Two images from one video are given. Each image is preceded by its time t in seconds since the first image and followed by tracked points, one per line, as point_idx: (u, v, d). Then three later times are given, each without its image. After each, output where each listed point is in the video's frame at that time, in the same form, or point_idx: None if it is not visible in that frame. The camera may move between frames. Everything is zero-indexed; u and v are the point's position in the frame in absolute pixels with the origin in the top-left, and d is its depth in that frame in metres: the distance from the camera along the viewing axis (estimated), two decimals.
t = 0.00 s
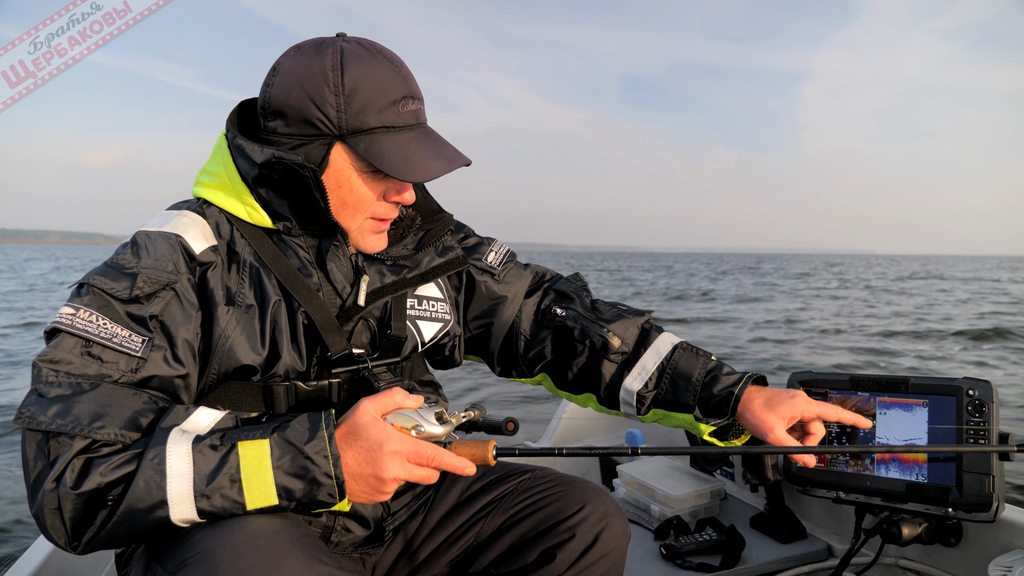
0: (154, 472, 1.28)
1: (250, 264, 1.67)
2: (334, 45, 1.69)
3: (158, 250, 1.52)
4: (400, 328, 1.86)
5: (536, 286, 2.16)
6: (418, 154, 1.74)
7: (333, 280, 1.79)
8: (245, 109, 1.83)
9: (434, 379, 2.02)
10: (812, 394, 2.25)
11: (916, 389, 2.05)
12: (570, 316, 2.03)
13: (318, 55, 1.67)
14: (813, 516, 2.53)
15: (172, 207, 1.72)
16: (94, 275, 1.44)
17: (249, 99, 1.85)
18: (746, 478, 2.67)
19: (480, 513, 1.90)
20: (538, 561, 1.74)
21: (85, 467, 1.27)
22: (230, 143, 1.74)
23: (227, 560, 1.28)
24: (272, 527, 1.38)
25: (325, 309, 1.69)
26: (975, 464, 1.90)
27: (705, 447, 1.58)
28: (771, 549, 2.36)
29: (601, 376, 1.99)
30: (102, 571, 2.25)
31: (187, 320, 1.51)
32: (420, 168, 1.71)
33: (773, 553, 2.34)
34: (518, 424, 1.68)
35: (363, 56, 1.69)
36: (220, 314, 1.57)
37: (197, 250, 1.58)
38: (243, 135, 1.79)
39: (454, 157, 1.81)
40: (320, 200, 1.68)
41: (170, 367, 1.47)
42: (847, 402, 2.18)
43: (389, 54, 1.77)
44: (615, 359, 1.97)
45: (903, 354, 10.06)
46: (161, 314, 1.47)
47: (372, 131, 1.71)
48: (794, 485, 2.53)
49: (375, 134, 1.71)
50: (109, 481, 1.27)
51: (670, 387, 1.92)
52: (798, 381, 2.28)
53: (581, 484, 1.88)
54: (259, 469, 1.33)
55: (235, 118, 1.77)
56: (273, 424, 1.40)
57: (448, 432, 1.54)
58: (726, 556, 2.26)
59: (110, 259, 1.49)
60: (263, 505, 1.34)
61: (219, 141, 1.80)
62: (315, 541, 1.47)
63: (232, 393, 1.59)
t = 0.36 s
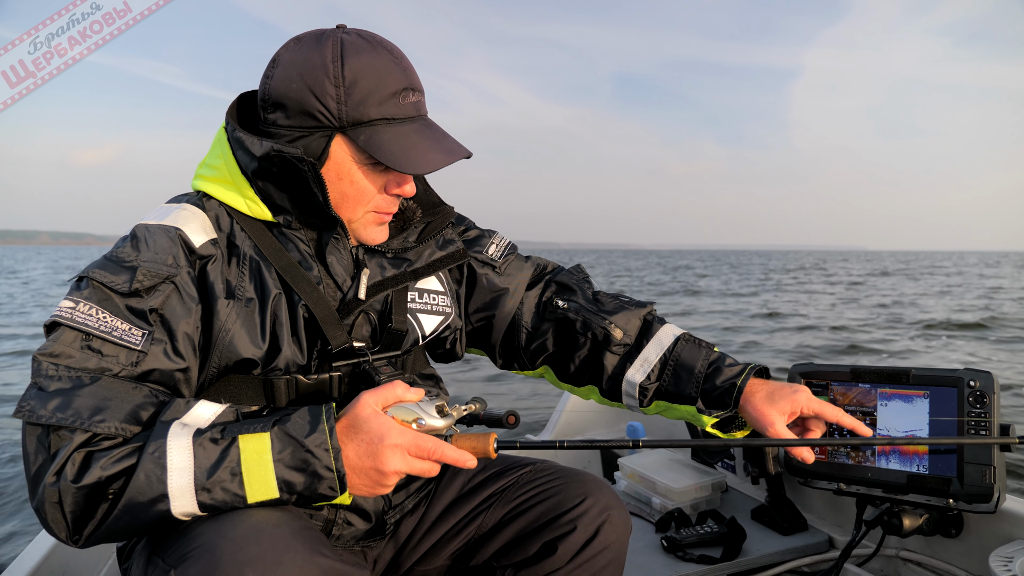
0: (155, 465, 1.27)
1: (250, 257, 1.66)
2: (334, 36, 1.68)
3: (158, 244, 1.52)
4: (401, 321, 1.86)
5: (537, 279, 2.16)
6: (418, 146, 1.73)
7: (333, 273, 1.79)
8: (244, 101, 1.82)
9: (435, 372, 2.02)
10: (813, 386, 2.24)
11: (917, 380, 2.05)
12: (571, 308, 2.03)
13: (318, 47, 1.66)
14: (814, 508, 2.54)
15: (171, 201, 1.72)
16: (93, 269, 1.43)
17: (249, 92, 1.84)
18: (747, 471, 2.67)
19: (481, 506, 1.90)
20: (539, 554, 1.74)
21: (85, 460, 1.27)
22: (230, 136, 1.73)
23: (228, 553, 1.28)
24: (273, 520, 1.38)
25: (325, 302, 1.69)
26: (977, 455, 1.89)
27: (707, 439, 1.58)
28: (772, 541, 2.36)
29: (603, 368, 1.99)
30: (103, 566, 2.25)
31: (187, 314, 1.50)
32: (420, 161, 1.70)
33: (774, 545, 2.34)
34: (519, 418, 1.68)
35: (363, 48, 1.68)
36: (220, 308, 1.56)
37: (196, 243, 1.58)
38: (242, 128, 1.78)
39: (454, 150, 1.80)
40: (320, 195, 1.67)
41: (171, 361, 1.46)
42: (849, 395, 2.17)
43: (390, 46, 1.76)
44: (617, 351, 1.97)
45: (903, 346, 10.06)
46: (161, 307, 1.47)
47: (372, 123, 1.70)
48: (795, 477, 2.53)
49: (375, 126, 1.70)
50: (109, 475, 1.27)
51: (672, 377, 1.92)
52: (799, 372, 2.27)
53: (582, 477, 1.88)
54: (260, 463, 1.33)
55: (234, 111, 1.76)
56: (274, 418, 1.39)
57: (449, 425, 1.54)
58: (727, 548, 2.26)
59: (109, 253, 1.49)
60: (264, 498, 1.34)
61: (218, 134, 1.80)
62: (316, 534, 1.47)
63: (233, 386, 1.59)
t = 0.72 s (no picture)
0: (155, 474, 1.28)
1: (248, 265, 1.67)
2: (328, 43, 1.69)
3: (156, 253, 1.53)
4: (400, 328, 1.87)
5: (531, 305, 2.17)
6: (413, 150, 1.74)
7: (332, 280, 1.79)
8: (240, 112, 1.83)
9: (433, 379, 2.02)
10: (811, 391, 2.25)
11: (914, 385, 2.05)
12: (548, 330, 2.06)
13: (312, 54, 1.67)
14: (813, 513, 2.54)
15: (169, 210, 1.72)
16: (92, 278, 1.44)
17: (245, 101, 1.85)
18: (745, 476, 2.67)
19: (480, 512, 1.90)
20: (538, 560, 1.74)
21: (85, 469, 1.28)
22: (227, 145, 1.74)
23: (229, 561, 1.28)
24: (273, 528, 1.39)
25: (324, 309, 1.70)
26: (974, 459, 1.91)
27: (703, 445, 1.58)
28: (771, 546, 2.36)
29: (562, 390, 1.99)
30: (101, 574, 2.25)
31: (186, 322, 1.51)
32: (415, 164, 1.72)
33: (773, 550, 2.34)
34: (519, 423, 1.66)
35: (356, 54, 1.69)
36: (219, 316, 1.57)
37: (194, 252, 1.59)
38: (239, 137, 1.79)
39: (449, 153, 1.82)
40: (318, 203, 1.68)
41: (169, 369, 1.47)
42: (846, 399, 2.19)
43: (382, 51, 1.77)
44: (580, 377, 1.99)
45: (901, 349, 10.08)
46: (159, 316, 1.47)
47: (366, 128, 1.71)
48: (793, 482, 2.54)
49: (370, 131, 1.71)
50: (109, 484, 1.27)
51: (616, 404, 1.92)
52: (797, 378, 2.28)
53: (581, 483, 1.88)
54: (259, 470, 1.34)
55: (231, 120, 1.77)
56: (274, 425, 1.40)
57: (447, 431, 1.55)
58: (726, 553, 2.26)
59: (107, 262, 1.50)
60: (264, 506, 1.35)
61: (216, 143, 1.81)
62: (315, 542, 1.48)
63: (232, 395, 1.59)
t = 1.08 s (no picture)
0: (153, 468, 1.27)
1: (246, 260, 1.67)
2: (323, 36, 1.68)
3: (155, 248, 1.52)
4: (398, 324, 1.85)
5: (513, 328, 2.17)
6: (410, 141, 1.74)
7: (330, 275, 1.79)
8: (238, 109, 1.82)
9: (431, 376, 2.02)
10: (812, 393, 2.25)
11: (915, 387, 2.05)
12: (516, 344, 2.06)
13: (308, 47, 1.66)
14: (812, 514, 2.53)
15: (166, 205, 1.72)
16: (91, 272, 1.43)
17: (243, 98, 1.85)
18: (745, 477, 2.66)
19: (478, 510, 1.90)
20: (537, 558, 1.73)
21: (83, 463, 1.27)
22: (226, 140, 1.73)
23: (227, 556, 1.28)
24: (271, 524, 1.38)
25: (322, 304, 1.69)
26: (975, 461, 1.90)
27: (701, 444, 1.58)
28: (770, 547, 2.36)
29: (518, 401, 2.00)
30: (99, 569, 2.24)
31: (184, 316, 1.50)
32: (412, 154, 1.71)
33: (773, 550, 2.33)
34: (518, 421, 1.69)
35: (352, 46, 1.68)
36: (217, 310, 1.56)
37: (193, 246, 1.58)
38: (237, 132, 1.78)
39: (445, 143, 1.82)
40: (317, 197, 1.67)
41: (167, 363, 1.46)
42: (847, 400, 2.18)
43: (378, 45, 1.76)
44: (534, 390, 1.99)
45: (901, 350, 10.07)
46: (158, 310, 1.47)
47: (363, 119, 1.71)
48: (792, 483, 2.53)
49: (367, 122, 1.71)
50: (107, 478, 1.27)
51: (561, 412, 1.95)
52: (798, 380, 2.29)
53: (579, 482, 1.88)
54: (258, 466, 1.33)
55: (229, 116, 1.76)
56: (273, 421, 1.39)
57: (446, 429, 1.55)
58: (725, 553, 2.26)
59: (107, 256, 1.49)
60: (263, 502, 1.34)
61: (213, 140, 1.80)
62: (314, 538, 1.47)
63: (230, 388, 1.59)
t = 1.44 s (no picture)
0: (155, 459, 1.28)
1: (246, 251, 1.67)
2: (326, 25, 1.68)
3: (155, 239, 1.52)
4: (398, 314, 1.85)
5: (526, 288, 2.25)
6: (411, 131, 1.73)
7: (331, 265, 1.78)
8: (239, 99, 1.82)
9: (431, 367, 2.02)
10: (810, 379, 2.26)
11: (912, 372, 2.06)
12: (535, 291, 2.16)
13: (310, 36, 1.65)
14: (812, 501, 2.55)
15: (167, 196, 1.72)
16: (91, 264, 1.43)
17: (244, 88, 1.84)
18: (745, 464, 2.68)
19: (479, 499, 1.90)
20: (537, 546, 1.74)
21: (85, 455, 1.27)
22: (227, 131, 1.73)
23: (229, 547, 1.28)
24: (272, 514, 1.39)
25: (323, 295, 1.69)
26: (972, 446, 1.91)
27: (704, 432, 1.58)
28: (770, 534, 2.37)
29: (562, 334, 2.07)
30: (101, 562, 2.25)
31: (185, 308, 1.51)
32: (413, 145, 1.71)
33: (772, 537, 2.35)
34: (518, 413, 1.69)
35: (355, 34, 1.68)
36: (217, 301, 1.56)
37: (193, 237, 1.58)
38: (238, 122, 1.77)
39: (446, 135, 1.81)
40: (318, 186, 1.67)
41: (168, 355, 1.46)
42: (845, 386, 2.19)
43: (381, 35, 1.76)
44: (571, 319, 2.09)
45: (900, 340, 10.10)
46: (158, 302, 1.47)
47: (364, 109, 1.70)
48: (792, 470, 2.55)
49: (367, 112, 1.70)
50: (109, 469, 1.27)
51: (609, 318, 2.01)
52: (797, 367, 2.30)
53: (579, 470, 1.89)
54: (259, 457, 1.33)
55: (230, 106, 1.76)
56: (274, 412, 1.40)
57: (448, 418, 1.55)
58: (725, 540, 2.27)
59: (106, 248, 1.49)
60: (264, 493, 1.35)
61: (214, 130, 1.80)
62: (316, 528, 1.48)
63: (231, 380, 1.58)
